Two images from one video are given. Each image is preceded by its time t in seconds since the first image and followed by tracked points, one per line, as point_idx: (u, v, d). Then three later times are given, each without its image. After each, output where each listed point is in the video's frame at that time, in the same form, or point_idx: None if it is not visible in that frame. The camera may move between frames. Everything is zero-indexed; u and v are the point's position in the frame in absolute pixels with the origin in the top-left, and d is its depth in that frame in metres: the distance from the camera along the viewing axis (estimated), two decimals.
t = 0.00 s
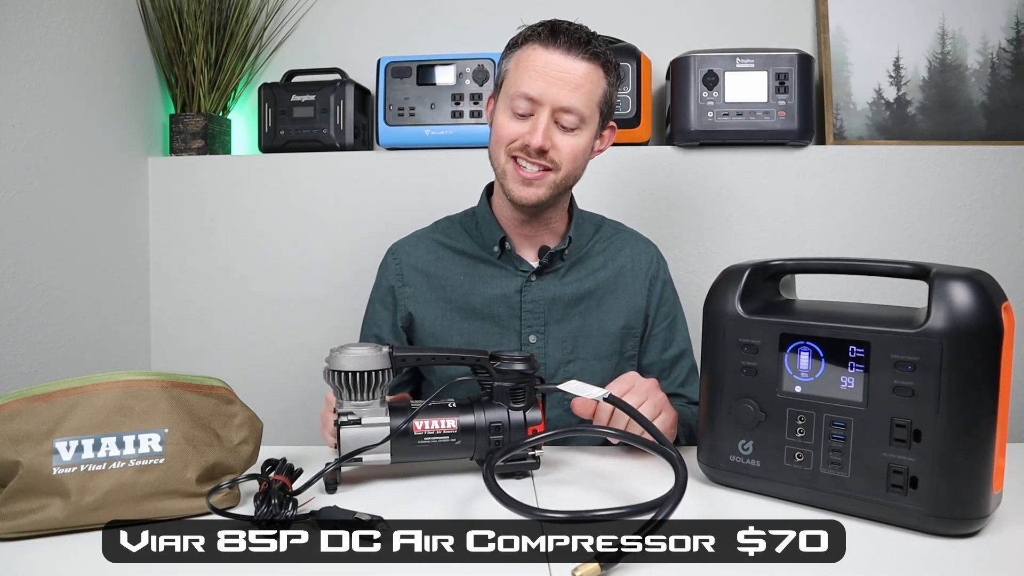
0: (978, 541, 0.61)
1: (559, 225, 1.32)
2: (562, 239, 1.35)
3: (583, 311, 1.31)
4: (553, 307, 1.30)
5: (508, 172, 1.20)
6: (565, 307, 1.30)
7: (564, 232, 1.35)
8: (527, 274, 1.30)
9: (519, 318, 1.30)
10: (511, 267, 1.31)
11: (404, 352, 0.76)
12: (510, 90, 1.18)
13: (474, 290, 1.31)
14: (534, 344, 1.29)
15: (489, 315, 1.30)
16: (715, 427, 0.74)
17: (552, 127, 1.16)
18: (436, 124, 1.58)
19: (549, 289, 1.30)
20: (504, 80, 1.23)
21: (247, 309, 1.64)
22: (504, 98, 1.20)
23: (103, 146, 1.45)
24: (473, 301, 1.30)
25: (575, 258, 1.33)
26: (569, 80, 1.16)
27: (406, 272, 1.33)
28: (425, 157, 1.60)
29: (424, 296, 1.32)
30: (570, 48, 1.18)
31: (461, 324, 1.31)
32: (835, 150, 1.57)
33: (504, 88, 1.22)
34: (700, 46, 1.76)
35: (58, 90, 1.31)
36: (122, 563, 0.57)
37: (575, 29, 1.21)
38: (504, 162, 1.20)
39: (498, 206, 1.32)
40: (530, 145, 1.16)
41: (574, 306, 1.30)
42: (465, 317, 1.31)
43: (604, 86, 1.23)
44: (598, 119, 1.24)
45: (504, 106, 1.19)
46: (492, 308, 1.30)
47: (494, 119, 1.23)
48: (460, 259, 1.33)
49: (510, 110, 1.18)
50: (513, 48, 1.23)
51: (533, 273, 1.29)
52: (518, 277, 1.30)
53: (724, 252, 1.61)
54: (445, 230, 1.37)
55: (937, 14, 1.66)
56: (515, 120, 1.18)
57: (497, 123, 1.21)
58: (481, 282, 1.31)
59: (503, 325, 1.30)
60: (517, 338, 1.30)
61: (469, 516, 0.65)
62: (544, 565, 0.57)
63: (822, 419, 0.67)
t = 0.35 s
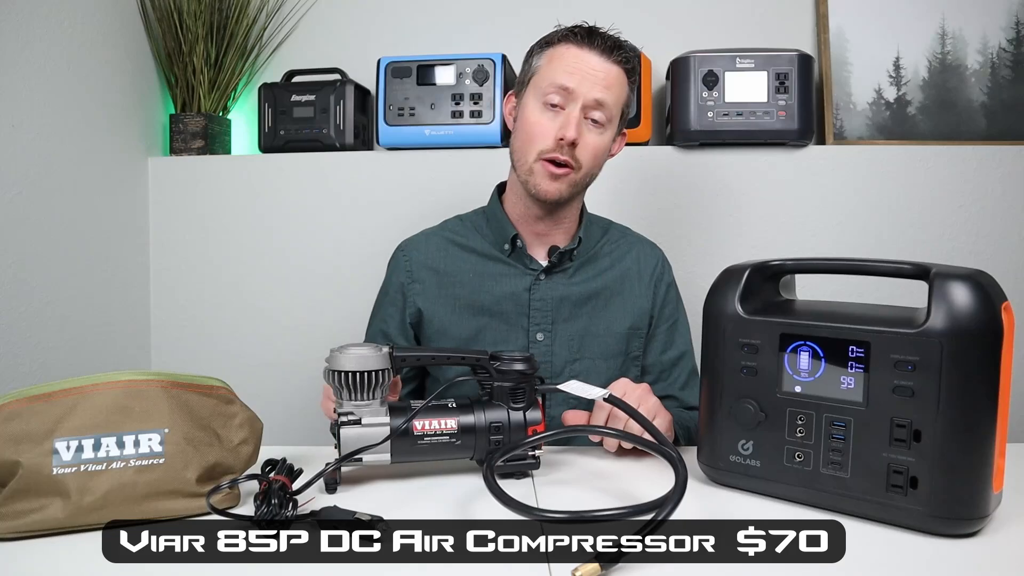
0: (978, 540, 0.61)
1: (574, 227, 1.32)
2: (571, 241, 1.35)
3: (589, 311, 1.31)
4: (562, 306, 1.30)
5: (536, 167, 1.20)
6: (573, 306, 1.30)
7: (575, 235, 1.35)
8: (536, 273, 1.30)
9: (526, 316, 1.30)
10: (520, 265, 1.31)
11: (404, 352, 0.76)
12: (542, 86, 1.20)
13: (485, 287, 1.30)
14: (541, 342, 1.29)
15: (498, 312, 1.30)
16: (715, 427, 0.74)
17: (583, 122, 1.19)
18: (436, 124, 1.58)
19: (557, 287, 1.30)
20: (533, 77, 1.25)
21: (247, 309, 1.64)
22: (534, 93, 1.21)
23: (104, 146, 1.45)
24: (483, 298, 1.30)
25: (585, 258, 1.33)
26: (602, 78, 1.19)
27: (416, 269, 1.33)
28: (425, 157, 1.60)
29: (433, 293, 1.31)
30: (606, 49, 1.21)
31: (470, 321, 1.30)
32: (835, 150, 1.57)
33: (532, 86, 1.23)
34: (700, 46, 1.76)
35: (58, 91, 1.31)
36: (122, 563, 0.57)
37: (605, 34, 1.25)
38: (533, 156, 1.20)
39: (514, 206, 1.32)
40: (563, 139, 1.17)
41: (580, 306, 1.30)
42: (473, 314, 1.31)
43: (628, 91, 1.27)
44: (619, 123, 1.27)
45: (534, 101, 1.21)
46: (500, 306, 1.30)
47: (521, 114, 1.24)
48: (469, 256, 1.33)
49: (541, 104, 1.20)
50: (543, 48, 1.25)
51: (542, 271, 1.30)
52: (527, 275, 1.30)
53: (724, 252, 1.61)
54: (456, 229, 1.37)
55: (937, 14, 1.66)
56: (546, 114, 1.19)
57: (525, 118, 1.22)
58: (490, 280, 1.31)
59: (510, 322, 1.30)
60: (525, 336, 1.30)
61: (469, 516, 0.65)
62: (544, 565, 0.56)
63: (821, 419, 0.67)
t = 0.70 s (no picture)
0: (978, 541, 0.61)
1: (580, 228, 1.33)
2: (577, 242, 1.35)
3: (592, 315, 1.31)
4: (565, 307, 1.30)
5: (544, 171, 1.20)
6: (576, 309, 1.30)
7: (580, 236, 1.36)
8: (540, 274, 1.30)
9: (530, 316, 1.30)
10: (525, 266, 1.31)
11: (404, 352, 0.76)
12: (544, 90, 1.20)
13: (490, 287, 1.31)
14: (544, 343, 1.29)
15: (502, 313, 1.30)
16: (715, 427, 0.74)
17: (588, 124, 1.19)
18: (436, 124, 1.58)
19: (561, 290, 1.30)
20: (532, 83, 1.24)
21: (247, 309, 1.64)
22: (536, 99, 1.21)
23: (103, 146, 1.45)
24: (488, 298, 1.30)
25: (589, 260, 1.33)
26: (602, 78, 1.20)
27: (420, 270, 1.33)
28: (425, 157, 1.60)
29: (438, 292, 1.32)
30: (603, 49, 1.21)
31: (473, 321, 1.30)
32: (835, 150, 1.57)
33: (532, 91, 1.23)
34: (700, 46, 1.76)
35: (58, 91, 1.31)
36: (121, 563, 0.57)
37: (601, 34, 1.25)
38: (540, 161, 1.20)
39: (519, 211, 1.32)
40: (569, 142, 1.18)
41: (583, 308, 1.30)
42: (476, 314, 1.30)
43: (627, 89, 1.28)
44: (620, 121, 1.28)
45: (537, 107, 1.21)
46: (505, 306, 1.30)
47: (523, 121, 1.24)
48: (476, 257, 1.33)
49: (545, 108, 1.20)
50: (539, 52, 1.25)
51: (546, 273, 1.30)
52: (531, 277, 1.30)
53: (724, 252, 1.61)
54: (462, 230, 1.37)
55: (937, 14, 1.66)
56: (551, 119, 1.20)
57: (528, 124, 1.22)
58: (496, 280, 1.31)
59: (513, 323, 1.30)
60: (527, 337, 1.30)
61: (469, 516, 0.65)
62: (544, 566, 0.57)
63: (821, 419, 0.67)
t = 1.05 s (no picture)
0: (978, 540, 0.61)
1: (574, 231, 1.32)
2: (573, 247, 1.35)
3: (590, 322, 1.31)
4: (561, 317, 1.29)
5: (535, 176, 1.20)
6: (574, 316, 1.29)
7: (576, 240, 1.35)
8: (535, 284, 1.29)
9: (525, 327, 1.29)
10: (520, 277, 1.30)
11: (405, 352, 0.76)
12: (535, 91, 1.19)
13: (482, 298, 1.31)
14: (541, 354, 1.29)
15: (497, 325, 1.30)
16: (715, 426, 0.74)
17: (580, 128, 1.18)
18: (436, 124, 1.58)
19: (556, 299, 1.29)
20: (523, 82, 1.23)
21: (247, 309, 1.64)
22: (527, 101, 1.20)
23: (104, 146, 1.45)
24: (480, 308, 1.30)
25: (584, 266, 1.31)
26: (596, 80, 1.18)
27: (412, 282, 1.33)
28: (425, 157, 1.60)
29: (431, 303, 1.32)
30: (597, 49, 1.19)
31: (468, 332, 1.31)
32: (835, 150, 1.57)
33: (523, 91, 1.22)
34: (700, 46, 1.76)
35: (59, 92, 1.31)
36: (122, 563, 0.57)
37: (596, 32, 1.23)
38: (531, 166, 1.20)
39: (510, 215, 1.31)
40: (561, 147, 1.17)
41: (582, 315, 1.30)
42: (470, 326, 1.31)
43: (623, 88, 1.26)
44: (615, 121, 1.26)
45: (528, 109, 1.20)
46: (499, 318, 1.30)
47: (514, 123, 1.23)
48: (465, 266, 1.33)
49: (536, 111, 1.19)
50: (531, 50, 1.23)
51: (541, 282, 1.29)
52: (526, 287, 1.29)
53: (724, 252, 1.61)
54: (450, 236, 1.37)
55: (937, 14, 1.66)
56: (542, 122, 1.19)
57: (520, 127, 1.21)
58: (486, 289, 1.31)
59: (508, 333, 1.30)
60: (524, 347, 1.30)
61: (468, 516, 0.65)
62: (544, 565, 0.57)
63: (821, 419, 0.67)
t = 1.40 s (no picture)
0: (978, 540, 0.61)
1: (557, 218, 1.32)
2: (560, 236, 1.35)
3: (577, 311, 1.31)
4: (549, 303, 1.30)
5: (511, 165, 1.21)
6: (561, 302, 1.30)
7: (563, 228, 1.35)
8: (521, 269, 1.30)
9: (514, 312, 1.29)
10: (506, 263, 1.31)
11: (404, 352, 0.76)
12: (499, 84, 1.21)
13: (472, 285, 1.31)
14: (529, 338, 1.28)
15: (485, 309, 1.30)
16: (715, 426, 0.74)
17: (547, 110, 1.19)
18: (436, 124, 1.58)
19: (543, 284, 1.30)
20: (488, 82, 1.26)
21: (247, 309, 1.64)
22: (493, 95, 1.22)
23: (104, 146, 1.45)
24: (468, 292, 1.31)
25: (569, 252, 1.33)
26: (554, 67, 1.20)
27: (406, 274, 1.33)
28: (425, 157, 1.60)
29: (423, 293, 1.32)
30: (550, 40, 1.22)
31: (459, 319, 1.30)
32: (835, 150, 1.57)
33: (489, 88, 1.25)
34: (700, 46, 1.76)
35: (59, 91, 1.31)
36: (122, 563, 0.57)
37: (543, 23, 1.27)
38: (505, 156, 1.21)
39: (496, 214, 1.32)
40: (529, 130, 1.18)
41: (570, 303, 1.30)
42: (460, 312, 1.31)
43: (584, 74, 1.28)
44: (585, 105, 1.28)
45: (495, 102, 1.22)
46: (487, 303, 1.30)
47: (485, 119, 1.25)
48: (457, 256, 1.33)
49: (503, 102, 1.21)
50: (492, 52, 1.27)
51: (527, 267, 1.30)
52: (514, 273, 1.30)
53: (724, 252, 1.61)
54: (447, 234, 1.37)
55: (937, 14, 1.66)
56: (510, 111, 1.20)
57: (490, 122, 1.22)
58: (475, 275, 1.31)
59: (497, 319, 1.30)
60: (513, 333, 1.29)
61: (468, 515, 0.65)
62: (544, 565, 0.57)
63: (822, 419, 0.67)
